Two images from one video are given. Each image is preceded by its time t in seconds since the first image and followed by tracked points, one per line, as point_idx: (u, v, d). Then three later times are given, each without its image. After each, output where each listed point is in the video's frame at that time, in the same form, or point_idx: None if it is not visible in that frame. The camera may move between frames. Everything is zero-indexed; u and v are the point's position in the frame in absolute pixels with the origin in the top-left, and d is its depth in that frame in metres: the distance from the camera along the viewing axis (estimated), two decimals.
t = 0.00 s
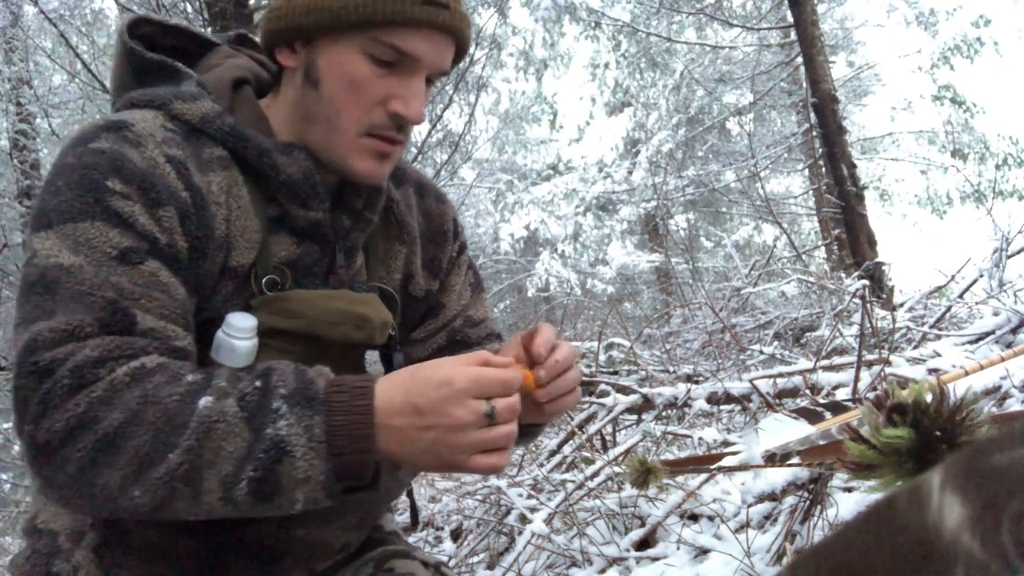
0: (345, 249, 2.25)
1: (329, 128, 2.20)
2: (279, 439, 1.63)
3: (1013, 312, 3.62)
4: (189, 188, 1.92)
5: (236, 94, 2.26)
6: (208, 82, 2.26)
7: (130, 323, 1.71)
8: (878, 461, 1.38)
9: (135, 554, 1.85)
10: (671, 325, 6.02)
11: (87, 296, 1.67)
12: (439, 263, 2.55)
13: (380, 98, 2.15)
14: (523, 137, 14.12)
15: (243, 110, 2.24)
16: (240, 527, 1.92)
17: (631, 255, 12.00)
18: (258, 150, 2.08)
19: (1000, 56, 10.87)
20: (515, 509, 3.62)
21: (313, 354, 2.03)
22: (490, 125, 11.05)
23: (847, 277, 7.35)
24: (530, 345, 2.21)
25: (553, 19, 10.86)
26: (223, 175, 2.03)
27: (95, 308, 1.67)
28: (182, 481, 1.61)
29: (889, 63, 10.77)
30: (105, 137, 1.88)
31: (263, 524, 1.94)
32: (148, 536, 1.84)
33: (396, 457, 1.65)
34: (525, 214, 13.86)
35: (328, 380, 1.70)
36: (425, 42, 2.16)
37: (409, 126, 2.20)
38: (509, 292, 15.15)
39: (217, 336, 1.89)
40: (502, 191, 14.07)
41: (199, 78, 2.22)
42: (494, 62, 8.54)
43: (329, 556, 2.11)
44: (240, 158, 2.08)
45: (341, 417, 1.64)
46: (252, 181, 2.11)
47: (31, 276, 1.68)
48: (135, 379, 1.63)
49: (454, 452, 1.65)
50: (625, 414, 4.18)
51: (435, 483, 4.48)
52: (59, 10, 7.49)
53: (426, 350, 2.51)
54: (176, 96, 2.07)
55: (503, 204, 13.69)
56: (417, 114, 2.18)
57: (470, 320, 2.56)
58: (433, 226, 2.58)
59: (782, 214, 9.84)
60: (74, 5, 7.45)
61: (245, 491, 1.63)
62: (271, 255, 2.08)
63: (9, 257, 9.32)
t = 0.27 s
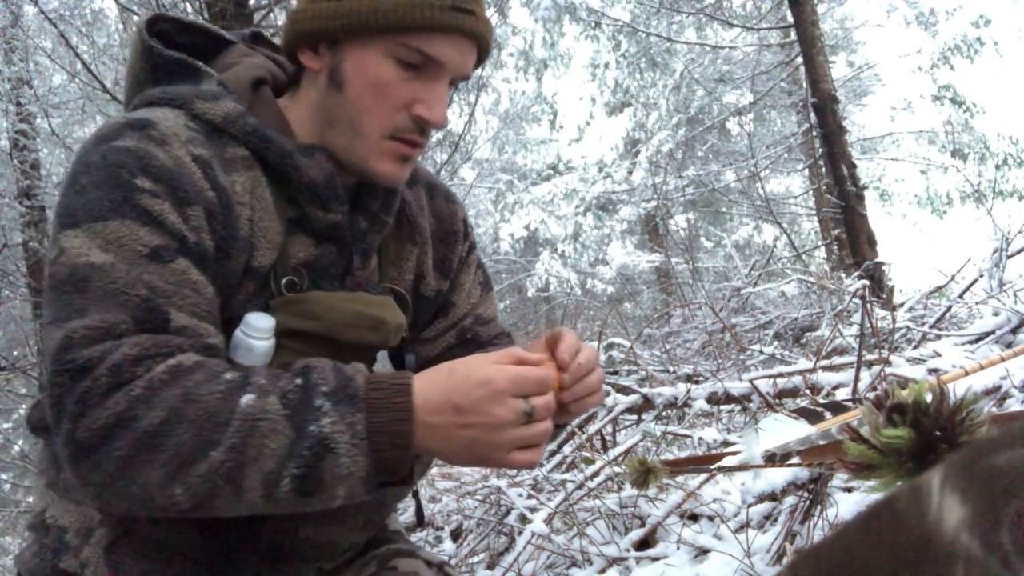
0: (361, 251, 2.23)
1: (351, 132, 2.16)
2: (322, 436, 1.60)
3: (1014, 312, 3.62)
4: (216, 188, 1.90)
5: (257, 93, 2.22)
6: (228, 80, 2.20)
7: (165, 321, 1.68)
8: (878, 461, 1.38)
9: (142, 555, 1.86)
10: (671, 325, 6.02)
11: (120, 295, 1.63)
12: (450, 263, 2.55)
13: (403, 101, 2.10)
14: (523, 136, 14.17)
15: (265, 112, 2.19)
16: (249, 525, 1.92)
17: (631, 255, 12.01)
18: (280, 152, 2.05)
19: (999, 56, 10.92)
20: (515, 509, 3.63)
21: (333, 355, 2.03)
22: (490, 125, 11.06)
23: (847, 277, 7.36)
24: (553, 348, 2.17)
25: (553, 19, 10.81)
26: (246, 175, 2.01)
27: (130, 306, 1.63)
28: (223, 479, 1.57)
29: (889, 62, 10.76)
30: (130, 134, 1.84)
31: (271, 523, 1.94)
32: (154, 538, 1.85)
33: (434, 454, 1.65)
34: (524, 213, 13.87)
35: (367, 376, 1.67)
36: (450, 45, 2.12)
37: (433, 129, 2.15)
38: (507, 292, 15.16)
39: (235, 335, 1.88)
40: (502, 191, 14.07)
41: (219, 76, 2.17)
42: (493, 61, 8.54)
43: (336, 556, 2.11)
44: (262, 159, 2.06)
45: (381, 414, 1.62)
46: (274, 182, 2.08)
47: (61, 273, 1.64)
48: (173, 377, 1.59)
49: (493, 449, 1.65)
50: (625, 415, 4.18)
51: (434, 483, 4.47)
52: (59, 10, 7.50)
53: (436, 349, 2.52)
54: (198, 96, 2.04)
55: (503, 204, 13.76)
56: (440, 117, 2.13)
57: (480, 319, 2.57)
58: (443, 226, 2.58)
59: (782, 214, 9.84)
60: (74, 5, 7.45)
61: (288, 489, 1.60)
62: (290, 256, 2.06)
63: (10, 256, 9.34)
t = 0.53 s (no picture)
0: (384, 252, 2.22)
1: (379, 136, 2.13)
2: (374, 441, 1.64)
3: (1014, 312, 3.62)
4: (250, 189, 1.90)
5: (283, 94, 2.18)
6: (255, 78, 2.18)
7: (208, 322, 1.70)
8: (878, 462, 1.38)
9: (159, 551, 1.88)
10: (671, 325, 6.02)
11: (163, 297, 1.66)
12: (467, 263, 2.55)
13: (432, 107, 2.07)
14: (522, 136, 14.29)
15: (292, 113, 2.17)
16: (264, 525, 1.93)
17: (631, 256, 12.00)
18: (309, 153, 2.04)
19: (1000, 56, 11.00)
20: (515, 509, 3.63)
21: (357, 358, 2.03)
22: (491, 125, 11.06)
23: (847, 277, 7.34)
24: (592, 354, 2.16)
25: (553, 18, 11.02)
26: (276, 175, 1.99)
27: (174, 308, 1.66)
28: (274, 482, 1.61)
29: (890, 62, 10.75)
30: (162, 133, 1.84)
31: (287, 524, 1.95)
32: (172, 535, 1.87)
33: (482, 457, 1.70)
34: (524, 213, 13.90)
35: (414, 378, 1.70)
36: (480, 51, 2.09)
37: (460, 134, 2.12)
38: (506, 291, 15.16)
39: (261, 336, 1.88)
40: (501, 191, 14.07)
41: (246, 75, 2.14)
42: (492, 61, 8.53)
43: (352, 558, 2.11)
44: (291, 161, 2.04)
45: (428, 417, 1.67)
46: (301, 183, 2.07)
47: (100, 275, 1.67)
48: (218, 380, 1.62)
49: (541, 453, 1.72)
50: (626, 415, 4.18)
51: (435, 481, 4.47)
52: (59, 10, 7.51)
53: (454, 347, 2.51)
54: (225, 94, 2.01)
55: (504, 204, 13.82)
56: (469, 123, 2.10)
57: (497, 317, 2.55)
58: (461, 226, 2.56)
59: (782, 214, 9.85)
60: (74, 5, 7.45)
61: (338, 490, 1.63)
62: (316, 257, 2.06)
63: (10, 256, 9.35)
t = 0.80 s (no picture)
0: (408, 252, 2.06)
1: (408, 140, 1.96)
2: (421, 456, 1.40)
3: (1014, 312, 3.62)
4: (282, 184, 1.73)
5: (311, 89, 2.00)
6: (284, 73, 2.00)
7: (248, 317, 1.50)
8: (877, 462, 1.38)
9: (174, 547, 1.77)
10: (671, 325, 5.99)
11: (201, 289, 1.46)
12: (487, 260, 2.38)
13: (466, 113, 1.91)
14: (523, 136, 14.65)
15: (319, 106, 1.99)
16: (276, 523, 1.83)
17: (632, 256, 12.02)
18: (339, 153, 1.88)
19: (1000, 56, 11.10)
20: (515, 509, 3.62)
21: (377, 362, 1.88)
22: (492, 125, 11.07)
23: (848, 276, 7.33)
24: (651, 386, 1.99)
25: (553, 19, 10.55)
26: (308, 174, 1.83)
27: (213, 302, 1.46)
28: (318, 491, 1.39)
29: (890, 62, 10.74)
30: (192, 125, 1.67)
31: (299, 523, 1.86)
32: (184, 534, 1.76)
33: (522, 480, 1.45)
34: (524, 213, 13.93)
35: (460, 392, 1.47)
36: (519, 55, 1.92)
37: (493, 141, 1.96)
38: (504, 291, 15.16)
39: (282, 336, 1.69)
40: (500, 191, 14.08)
41: (274, 70, 1.95)
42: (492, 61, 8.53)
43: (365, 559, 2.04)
44: (320, 158, 1.87)
45: (474, 439, 1.43)
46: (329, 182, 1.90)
47: (135, 266, 1.48)
48: (266, 381, 1.41)
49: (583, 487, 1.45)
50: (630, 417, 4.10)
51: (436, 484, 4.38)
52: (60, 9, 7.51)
53: (477, 346, 2.38)
54: (254, 89, 1.84)
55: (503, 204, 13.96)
56: (502, 131, 1.94)
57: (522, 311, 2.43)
58: (479, 224, 2.42)
59: (782, 214, 9.87)
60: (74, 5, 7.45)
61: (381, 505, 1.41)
62: (341, 257, 1.89)
63: (9, 256, 9.33)
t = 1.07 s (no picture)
0: (427, 253, 2.08)
1: (434, 143, 1.98)
2: (478, 484, 1.47)
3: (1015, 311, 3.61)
4: (316, 182, 1.78)
5: (338, 87, 2.01)
6: (312, 71, 2.00)
7: (296, 308, 1.58)
8: (878, 460, 1.38)
9: (183, 544, 1.77)
10: (671, 325, 5.99)
11: (247, 282, 1.54)
12: (503, 259, 2.39)
13: (492, 117, 1.92)
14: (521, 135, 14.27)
15: (345, 106, 2.00)
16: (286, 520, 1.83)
17: (632, 256, 12.02)
18: (366, 154, 1.91)
19: (1000, 56, 11.28)
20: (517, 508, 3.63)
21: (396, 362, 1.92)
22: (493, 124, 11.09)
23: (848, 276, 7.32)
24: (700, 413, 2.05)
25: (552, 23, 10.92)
26: (337, 173, 1.85)
27: (261, 294, 1.54)
28: (368, 502, 1.46)
29: (890, 63, 10.87)
30: (227, 122, 1.71)
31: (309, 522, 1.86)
32: (195, 529, 1.77)
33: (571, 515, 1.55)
34: (524, 214, 13.84)
35: (523, 421, 1.53)
36: (546, 62, 1.95)
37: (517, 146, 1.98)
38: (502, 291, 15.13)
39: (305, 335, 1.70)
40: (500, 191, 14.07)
41: (303, 69, 1.97)
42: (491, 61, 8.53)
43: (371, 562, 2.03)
44: (347, 160, 1.90)
45: (534, 473, 1.49)
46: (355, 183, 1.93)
47: (172, 258, 1.54)
48: (323, 381, 1.48)
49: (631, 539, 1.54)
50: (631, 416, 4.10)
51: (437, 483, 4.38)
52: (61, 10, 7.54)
53: (502, 338, 2.40)
54: (284, 89, 1.86)
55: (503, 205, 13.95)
56: (527, 136, 1.96)
57: (545, 304, 2.45)
58: (497, 222, 2.41)
59: (782, 214, 9.87)
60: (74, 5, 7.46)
61: (430, 523, 1.48)
62: (365, 256, 1.92)
63: (10, 256, 9.33)
